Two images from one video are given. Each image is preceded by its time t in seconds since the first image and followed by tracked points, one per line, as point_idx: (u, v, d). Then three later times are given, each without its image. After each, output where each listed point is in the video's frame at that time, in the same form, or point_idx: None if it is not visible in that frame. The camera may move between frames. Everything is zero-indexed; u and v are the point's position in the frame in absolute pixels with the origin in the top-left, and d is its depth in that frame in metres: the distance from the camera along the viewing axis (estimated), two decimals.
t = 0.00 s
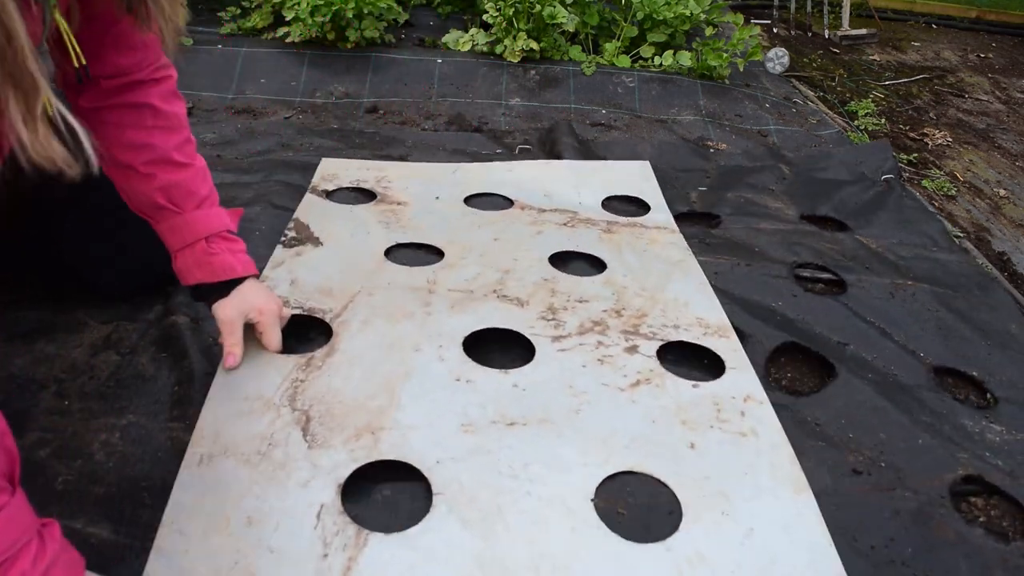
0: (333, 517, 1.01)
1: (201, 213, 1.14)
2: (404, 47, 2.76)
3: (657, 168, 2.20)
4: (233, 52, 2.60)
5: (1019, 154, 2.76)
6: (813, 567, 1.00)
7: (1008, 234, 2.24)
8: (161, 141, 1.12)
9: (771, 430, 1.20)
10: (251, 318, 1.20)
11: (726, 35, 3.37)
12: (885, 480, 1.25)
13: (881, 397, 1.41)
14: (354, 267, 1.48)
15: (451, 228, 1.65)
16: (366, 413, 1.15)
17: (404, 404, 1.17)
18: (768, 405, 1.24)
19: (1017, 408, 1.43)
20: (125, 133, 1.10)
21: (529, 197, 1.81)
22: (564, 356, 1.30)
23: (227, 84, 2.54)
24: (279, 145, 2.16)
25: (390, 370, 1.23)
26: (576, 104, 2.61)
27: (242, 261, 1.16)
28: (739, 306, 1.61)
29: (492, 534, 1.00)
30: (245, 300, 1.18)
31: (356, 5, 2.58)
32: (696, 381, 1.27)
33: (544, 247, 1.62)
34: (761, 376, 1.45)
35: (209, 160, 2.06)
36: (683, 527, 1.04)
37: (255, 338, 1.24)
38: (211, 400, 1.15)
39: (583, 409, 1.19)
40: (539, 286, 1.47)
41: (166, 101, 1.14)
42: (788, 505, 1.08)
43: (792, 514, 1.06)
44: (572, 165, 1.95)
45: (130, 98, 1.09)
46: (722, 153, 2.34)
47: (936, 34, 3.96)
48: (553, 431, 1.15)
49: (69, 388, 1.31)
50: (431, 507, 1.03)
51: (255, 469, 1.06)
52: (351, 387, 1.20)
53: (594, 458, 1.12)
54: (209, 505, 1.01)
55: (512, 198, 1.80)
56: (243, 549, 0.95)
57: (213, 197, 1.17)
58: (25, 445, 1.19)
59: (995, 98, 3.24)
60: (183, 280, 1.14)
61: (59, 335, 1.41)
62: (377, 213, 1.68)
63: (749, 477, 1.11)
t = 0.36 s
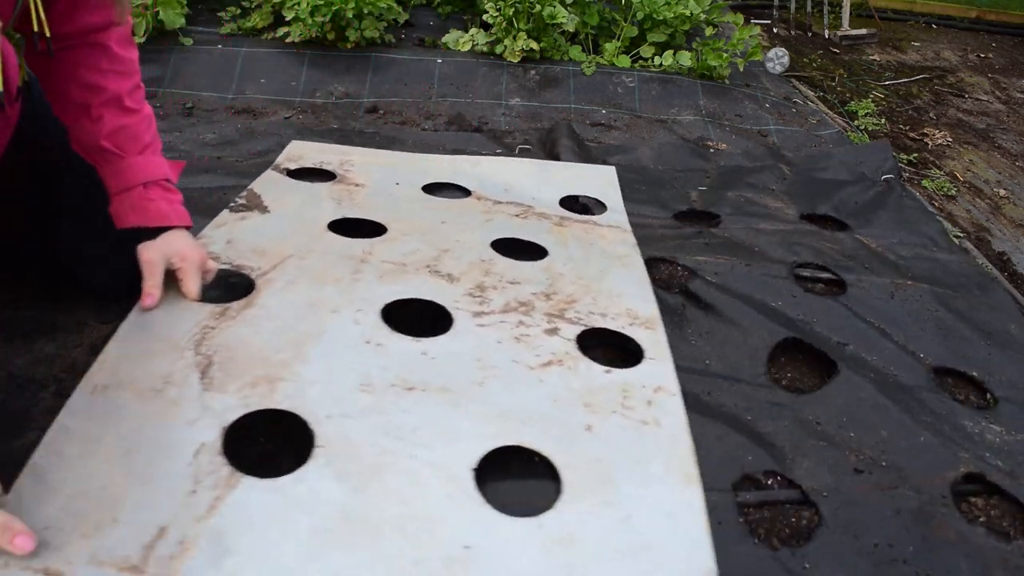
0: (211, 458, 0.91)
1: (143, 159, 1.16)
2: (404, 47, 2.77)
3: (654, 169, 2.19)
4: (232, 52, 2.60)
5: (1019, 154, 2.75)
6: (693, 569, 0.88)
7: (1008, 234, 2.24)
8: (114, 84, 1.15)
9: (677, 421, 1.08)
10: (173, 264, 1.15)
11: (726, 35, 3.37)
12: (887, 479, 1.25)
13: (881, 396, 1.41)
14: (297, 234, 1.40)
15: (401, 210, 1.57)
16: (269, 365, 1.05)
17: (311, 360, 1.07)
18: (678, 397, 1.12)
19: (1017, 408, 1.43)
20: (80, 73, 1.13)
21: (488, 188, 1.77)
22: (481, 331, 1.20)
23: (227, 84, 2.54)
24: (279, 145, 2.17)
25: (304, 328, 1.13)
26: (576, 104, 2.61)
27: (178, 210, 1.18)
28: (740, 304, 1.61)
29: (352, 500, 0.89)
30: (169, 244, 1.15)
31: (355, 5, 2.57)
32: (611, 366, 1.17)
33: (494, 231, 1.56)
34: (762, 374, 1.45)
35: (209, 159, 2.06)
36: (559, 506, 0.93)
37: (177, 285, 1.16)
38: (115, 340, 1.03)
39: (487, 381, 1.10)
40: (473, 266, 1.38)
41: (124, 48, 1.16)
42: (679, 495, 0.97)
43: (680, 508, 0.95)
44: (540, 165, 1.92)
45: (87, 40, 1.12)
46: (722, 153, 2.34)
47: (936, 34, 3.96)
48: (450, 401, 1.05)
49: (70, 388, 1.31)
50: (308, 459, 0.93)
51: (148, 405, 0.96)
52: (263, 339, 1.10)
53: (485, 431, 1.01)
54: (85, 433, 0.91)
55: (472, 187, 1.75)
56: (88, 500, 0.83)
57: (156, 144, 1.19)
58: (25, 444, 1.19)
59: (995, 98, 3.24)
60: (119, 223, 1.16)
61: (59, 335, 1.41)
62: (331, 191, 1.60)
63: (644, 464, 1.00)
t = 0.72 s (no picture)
0: (189, 484, 1.04)
1: (125, 201, 1.18)
2: (404, 47, 2.77)
3: (659, 169, 2.20)
4: (232, 52, 2.60)
5: (1019, 154, 2.75)
6: (662, 553, 1.01)
7: (1008, 234, 2.24)
8: (100, 126, 1.15)
9: (650, 417, 1.22)
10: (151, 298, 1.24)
11: (726, 36, 3.38)
12: (888, 478, 1.25)
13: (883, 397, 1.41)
14: (275, 254, 1.52)
15: (379, 219, 1.68)
16: (246, 390, 1.19)
17: (283, 382, 1.21)
18: (654, 392, 1.27)
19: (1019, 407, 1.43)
20: (67, 113, 1.14)
21: (472, 188, 1.84)
22: (455, 342, 1.33)
23: (227, 84, 2.54)
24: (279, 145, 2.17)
25: (278, 352, 1.27)
26: (576, 104, 2.61)
27: (159, 250, 1.22)
28: (744, 304, 1.61)
29: (336, 509, 1.03)
30: (148, 277, 1.22)
31: (355, 5, 2.57)
32: (585, 368, 1.30)
33: (469, 238, 1.64)
34: (765, 371, 1.45)
35: (209, 159, 2.06)
36: (533, 507, 1.06)
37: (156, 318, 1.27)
38: (101, 376, 1.18)
39: (461, 391, 1.23)
40: (450, 278, 1.50)
41: (115, 88, 1.17)
42: (650, 487, 1.10)
43: (652, 498, 1.08)
44: (521, 157, 1.97)
45: (76, 77, 1.12)
46: (722, 153, 2.34)
47: (936, 34, 3.96)
48: (422, 411, 1.18)
49: (69, 388, 1.31)
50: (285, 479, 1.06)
51: (129, 436, 1.10)
52: (237, 365, 1.24)
53: (457, 437, 1.15)
54: (75, 468, 1.05)
55: (453, 189, 1.83)
56: (97, 511, 0.99)
57: (141, 186, 1.21)
58: (25, 444, 1.19)
59: (995, 98, 3.24)
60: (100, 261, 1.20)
61: (59, 335, 1.41)
62: (314, 203, 1.71)
63: (615, 461, 1.13)
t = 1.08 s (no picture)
0: (237, 499, 1.05)
1: (150, 216, 1.18)
2: (404, 48, 2.76)
3: (669, 169, 2.21)
4: (232, 51, 2.60)
5: (1019, 154, 2.76)
6: (711, 548, 1.04)
7: (1008, 234, 2.24)
8: (121, 143, 1.14)
9: (685, 415, 1.24)
10: (181, 312, 1.26)
11: (726, 36, 3.38)
12: (889, 477, 1.26)
13: (884, 397, 1.41)
14: (295, 262, 1.52)
15: (394, 223, 1.67)
16: (281, 401, 1.20)
17: (320, 393, 1.21)
18: (686, 390, 1.28)
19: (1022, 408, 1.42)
20: (86, 131, 1.12)
21: (482, 189, 1.84)
22: (486, 346, 1.34)
23: (227, 84, 2.53)
24: (279, 145, 2.16)
25: (311, 362, 1.27)
26: (576, 104, 2.60)
27: (186, 262, 1.22)
28: (747, 304, 1.61)
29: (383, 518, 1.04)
30: (179, 293, 1.24)
31: (356, 5, 2.57)
32: (616, 368, 1.32)
33: (487, 240, 1.64)
34: (767, 370, 1.45)
35: (210, 159, 2.06)
36: (581, 509, 1.08)
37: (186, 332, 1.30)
38: (133, 394, 1.19)
39: (497, 396, 1.23)
40: (472, 282, 1.50)
41: (130, 102, 1.15)
42: (694, 486, 1.12)
43: (696, 495, 1.10)
44: (528, 158, 1.97)
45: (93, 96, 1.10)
46: (723, 153, 2.34)
47: (936, 34, 3.96)
48: (461, 416, 1.19)
49: (69, 389, 1.31)
50: (332, 489, 1.08)
51: (168, 453, 1.10)
52: (271, 377, 1.24)
53: (498, 442, 1.16)
54: (122, 487, 1.05)
55: (465, 190, 1.83)
56: (145, 529, 1.00)
57: (164, 199, 1.21)
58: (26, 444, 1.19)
59: (995, 98, 3.24)
60: (129, 277, 1.20)
61: (59, 335, 1.41)
62: (327, 208, 1.71)
63: (657, 459, 1.15)
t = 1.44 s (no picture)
0: (238, 500, 1.05)
1: (158, 216, 1.18)
2: (404, 48, 2.76)
3: (668, 169, 2.21)
4: (232, 51, 2.60)
5: (1019, 154, 2.76)
6: (713, 559, 1.03)
7: (1008, 234, 2.24)
8: (133, 142, 1.14)
9: (692, 422, 1.24)
10: (184, 313, 1.26)
11: (726, 36, 3.38)
12: (888, 477, 1.26)
13: (884, 398, 1.41)
14: (303, 262, 1.52)
15: (403, 224, 1.67)
16: (286, 403, 1.20)
17: (324, 395, 1.21)
18: (693, 396, 1.28)
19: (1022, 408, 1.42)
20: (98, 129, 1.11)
21: (493, 191, 1.83)
22: (492, 349, 1.34)
23: (227, 84, 2.53)
24: (279, 145, 2.16)
25: (316, 363, 1.27)
26: (576, 104, 2.60)
27: (192, 264, 1.22)
28: (747, 306, 1.61)
29: (383, 521, 1.04)
30: (180, 294, 1.23)
31: (355, 5, 2.57)
32: (624, 373, 1.32)
33: (497, 242, 1.64)
34: (766, 371, 1.45)
35: (209, 159, 2.06)
36: (582, 516, 1.08)
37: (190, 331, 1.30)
38: (140, 393, 1.19)
39: (502, 400, 1.23)
40: (480, 284, 1.50)
41: (144, 101, 1.15)
42: (698, 493, 1.12)
43: (700, 504, 1.10)
44: (539, 160, 1.97)
45: (109, 94, 1.10)
46: (723, 153, 2.34)
47: (936, 34, 3.97)
48: (465, 420, 1.19)
49: (69, 389, 1.30)
50: (334, 492, 1.07)
51: (172, 453, 1.10)
52: (276, 379, 1.24)
53: (502, 446, 1.16)
54: (124, 485, 1.05)
55: (475, 192, 1.82)
56: (145, 529, 1.00)
57: (172, 200, 1.21)
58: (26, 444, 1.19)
59: (995, 98, 3.24)
60: (132, 276, 1.19)
61: (59, 335, 1.41)
62: (337, 209, 1.71)
63: (661, 466, 1.15)
